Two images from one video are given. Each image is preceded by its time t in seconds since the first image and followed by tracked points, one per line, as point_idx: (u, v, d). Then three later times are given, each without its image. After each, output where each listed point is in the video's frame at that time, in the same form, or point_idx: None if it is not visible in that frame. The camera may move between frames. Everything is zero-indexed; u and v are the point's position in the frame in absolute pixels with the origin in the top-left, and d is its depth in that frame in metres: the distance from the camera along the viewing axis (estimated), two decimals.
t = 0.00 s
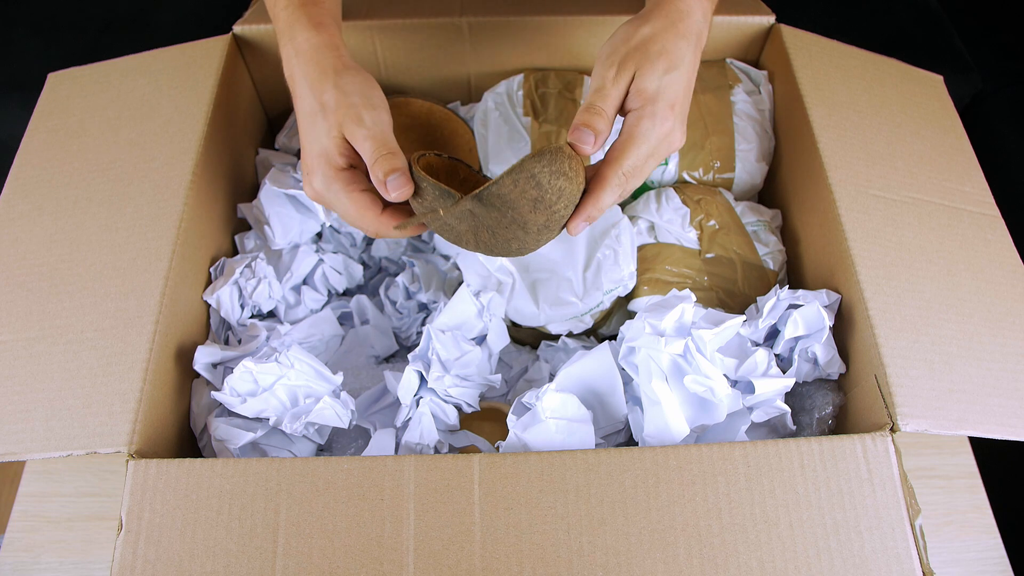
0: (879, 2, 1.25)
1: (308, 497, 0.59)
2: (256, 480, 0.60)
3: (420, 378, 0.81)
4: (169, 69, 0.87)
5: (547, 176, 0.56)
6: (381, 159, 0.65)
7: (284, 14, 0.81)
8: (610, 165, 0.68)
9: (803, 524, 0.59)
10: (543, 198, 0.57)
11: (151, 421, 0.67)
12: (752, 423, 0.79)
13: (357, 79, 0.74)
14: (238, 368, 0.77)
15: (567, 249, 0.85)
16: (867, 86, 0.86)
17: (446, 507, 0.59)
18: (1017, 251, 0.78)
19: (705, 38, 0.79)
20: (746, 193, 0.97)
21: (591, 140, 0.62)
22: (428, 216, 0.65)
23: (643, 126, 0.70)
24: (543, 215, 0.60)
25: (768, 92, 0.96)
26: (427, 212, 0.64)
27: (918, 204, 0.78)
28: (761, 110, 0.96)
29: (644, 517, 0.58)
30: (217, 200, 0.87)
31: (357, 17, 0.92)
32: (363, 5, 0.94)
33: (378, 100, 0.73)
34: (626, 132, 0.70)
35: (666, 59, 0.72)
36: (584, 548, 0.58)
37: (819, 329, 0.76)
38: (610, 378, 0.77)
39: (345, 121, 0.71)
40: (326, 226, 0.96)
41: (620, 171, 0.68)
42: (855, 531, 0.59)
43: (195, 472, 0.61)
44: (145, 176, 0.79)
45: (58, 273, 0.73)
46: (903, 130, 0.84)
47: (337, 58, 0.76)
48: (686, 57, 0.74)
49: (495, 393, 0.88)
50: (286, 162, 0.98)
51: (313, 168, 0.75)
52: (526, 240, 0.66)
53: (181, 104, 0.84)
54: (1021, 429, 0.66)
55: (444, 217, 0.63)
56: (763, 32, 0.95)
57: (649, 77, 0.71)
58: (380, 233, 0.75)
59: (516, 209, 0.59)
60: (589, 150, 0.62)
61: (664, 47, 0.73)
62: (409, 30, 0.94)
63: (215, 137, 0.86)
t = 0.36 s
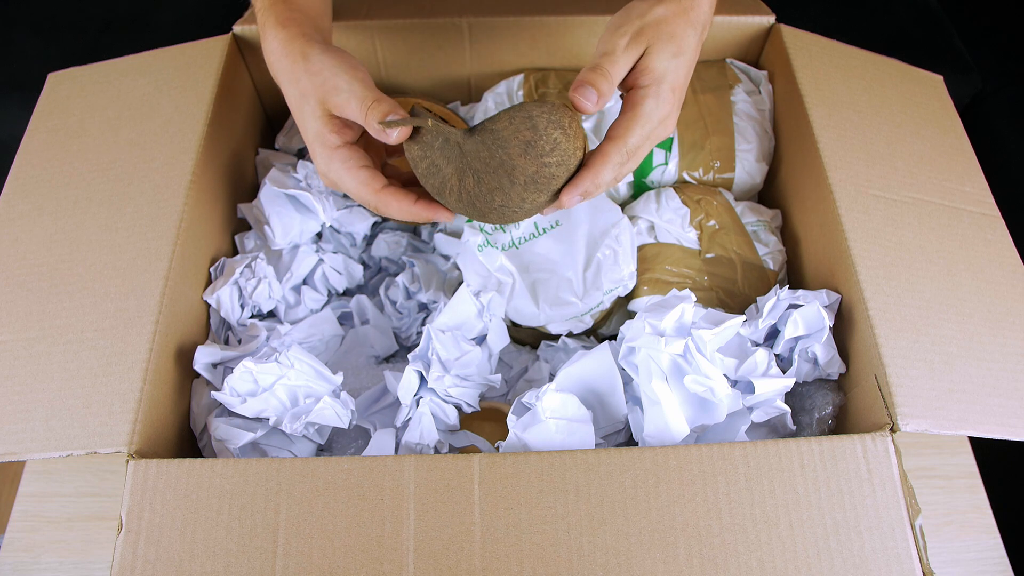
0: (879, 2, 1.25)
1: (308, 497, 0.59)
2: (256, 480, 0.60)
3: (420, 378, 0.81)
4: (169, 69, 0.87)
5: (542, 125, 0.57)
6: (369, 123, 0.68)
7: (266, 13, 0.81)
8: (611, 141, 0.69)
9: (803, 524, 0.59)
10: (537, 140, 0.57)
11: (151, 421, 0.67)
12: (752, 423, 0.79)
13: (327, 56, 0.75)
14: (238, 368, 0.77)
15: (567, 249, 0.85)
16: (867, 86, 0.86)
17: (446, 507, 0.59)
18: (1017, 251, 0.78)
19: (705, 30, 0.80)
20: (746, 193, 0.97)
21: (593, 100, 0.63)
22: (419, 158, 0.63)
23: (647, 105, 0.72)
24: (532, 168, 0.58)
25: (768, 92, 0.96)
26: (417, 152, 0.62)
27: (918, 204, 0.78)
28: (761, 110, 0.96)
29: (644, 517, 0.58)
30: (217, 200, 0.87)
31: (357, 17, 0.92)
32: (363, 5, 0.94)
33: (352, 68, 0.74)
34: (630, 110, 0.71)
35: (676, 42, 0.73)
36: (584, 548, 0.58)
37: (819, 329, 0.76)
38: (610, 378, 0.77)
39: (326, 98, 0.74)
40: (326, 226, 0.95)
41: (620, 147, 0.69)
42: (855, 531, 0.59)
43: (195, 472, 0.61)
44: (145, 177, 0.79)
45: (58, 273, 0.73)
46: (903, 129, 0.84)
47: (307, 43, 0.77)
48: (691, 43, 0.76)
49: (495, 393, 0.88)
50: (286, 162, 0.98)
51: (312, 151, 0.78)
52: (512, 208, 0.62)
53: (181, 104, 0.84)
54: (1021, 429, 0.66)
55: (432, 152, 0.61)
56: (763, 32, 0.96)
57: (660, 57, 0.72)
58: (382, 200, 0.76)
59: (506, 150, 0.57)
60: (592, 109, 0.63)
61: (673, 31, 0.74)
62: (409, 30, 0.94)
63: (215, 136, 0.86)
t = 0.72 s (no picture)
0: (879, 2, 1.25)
1: (308, 497, 0.59)
2: (256, 479, 0.60)
3: (420, 378, 0.81)
4: (169, 68, 0.87)
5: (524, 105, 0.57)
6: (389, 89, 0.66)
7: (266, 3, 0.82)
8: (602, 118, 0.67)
9: (803, 524, 0.59)
10: (520, 113, 0.57)
11: (151, 421, 0.67)
12: (752, 423, 0.79)
13: (333, 37, 0.75)
14: (238, 368, 0.77)
15: (567, 248, 0.85)
16: (867, 85, 0.86)
17: (446, 507, 0.59)
18: (1016, 251, 0.78)
19: (694, 11, 0.79)
20: (746, 193, 0.97)
21: (575, 70, 0.61)
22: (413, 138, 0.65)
23: (636, 82, 0.70)
24: (518, 143, 0.58)
25: (768, 92, 0.96)
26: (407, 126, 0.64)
27: (918, 204, 0.78)
28: (761, 110, 0.96)
29: (645, 517, 0.58)
30: (217, 200, 0.87)
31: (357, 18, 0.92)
32: (363, 5, 0.94)
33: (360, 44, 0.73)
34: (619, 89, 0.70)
35: (663, 20, 0.72)
36: (584, 548, 0.58)
37: (819, 329, 0.76)
38: (609, 377, 0.77)
39: (337, 75, 0.74)
40: (326, 226, 0.95)
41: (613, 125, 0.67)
42: (855, 531, 0.59)
43: (195, 472, 0.61)
44: (145, 177, 0.79)
45: (58, 273, 0.73)
46: (903, 129, 0.84)
47: (309, 27, 0.78)
48: (680, 24, 0.75)
49: (495, 393, 0.88)
50: (285, 162, 0.98)
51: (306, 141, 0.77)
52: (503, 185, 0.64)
53: (181, 104, 0.84)
54: (1021, 429, 0.66)
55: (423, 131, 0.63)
56: (763, 32, 0.96)
57: (646, 35, 0.71)
58: (392, 185, 0.75)
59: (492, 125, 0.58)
60: (574, 79, 0.61)
61: (660, 10, 0.73)
62: (409, 30, 0.94)
63: (215, 136, 0.86)
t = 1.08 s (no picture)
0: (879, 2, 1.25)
1: (308, 497, 0.59)
2: (256, 479, 0.60)
3: (420, 378, 0.81)
4: (169, 68, 0.87)
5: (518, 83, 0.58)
6: (369, 74, 0.65)
7: None
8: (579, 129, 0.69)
9: (803, 524, 0.59)
10: (519, 95, 0.58)
11: (151, 421, 0.67)
12: (752, 423, 0.79)
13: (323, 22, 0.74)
14: (238, 368, 0.77)
15: (566, 248, 0.85)
16: (867, 85, 0.86)
17: (446, 507, 0.59)
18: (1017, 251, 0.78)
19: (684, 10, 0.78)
20: (746, 193, 0.97)
21: (558, 50, 0.58)
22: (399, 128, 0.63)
23: (621, 91, 0.71)
24: (517, 123, 0.60)
25: (768, 92, 0.96)
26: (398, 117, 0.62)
27: (918, 204, 0.78)
28: (761, 110, 0.96)
29: (645, 517, 0.58)
30: (217, 200, 0.87)
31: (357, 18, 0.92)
32: (363, 5, 0.94)
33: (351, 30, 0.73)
34: (604, 97, 0.71)
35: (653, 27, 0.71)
36: (584, 548, 0.58)
37: (819, 329, 0.76)
38: (610, 377, 0.77)
39: (325, 59, 0.72)
40: (327, 227, 0.95)
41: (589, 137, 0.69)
42: (855, 531, 0.59)
43: (195, 472, 0.60)
44: (146, 177, 0.79)
45: (58, 273, 0.73)
46: (903, 129, 0.84)
47: (299, 12, 0.77)
48: (670, 29, 0.74)
49: (495, 393, 0.88)
50: (285, 162, 0.98)
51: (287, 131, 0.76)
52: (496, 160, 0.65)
53: (181, 104, 0.84)
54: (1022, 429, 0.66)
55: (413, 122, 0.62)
56: (763, 32, 0.95)
57: (635, 41, 0.70)
58: (381, 168, 0.74)
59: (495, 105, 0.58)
60: (556, 60, 0.59)
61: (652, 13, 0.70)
62: (409, 30, 0.94)
63: (215, 137, 0.86)
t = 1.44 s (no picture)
0: (879, 2, 1.25)
1: (308, 497, 0.59)
2: (256, 479, 0.60)
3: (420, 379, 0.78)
4: (169, 68, 0.87)
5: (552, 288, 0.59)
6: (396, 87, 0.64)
7: None
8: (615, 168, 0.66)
9: (803, 524, 0.58)
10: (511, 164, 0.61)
11: (150, 421, 0.67)
12: (753, 424, 0.78)
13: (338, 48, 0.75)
14: (238, 368, 0.77)
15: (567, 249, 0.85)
16: (867, 86, 0.86)
17: (446, 507, 0.59)
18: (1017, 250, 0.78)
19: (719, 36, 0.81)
20: (746, 193, 0.97)
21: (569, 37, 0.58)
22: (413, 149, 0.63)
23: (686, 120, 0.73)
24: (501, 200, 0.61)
25: (768, 92, 0.96)
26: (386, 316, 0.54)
27: (918, 204, 0.78)
28: (762, 110, 0.95)
29: (645, 517, 0.58)
30: (217, 200, 0.87)
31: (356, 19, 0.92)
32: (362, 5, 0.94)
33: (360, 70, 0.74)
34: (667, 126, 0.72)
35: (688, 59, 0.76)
36: (584, 548, 0.58)
37: (819, 329, 0.76)
38: (609, 377, 0.78)
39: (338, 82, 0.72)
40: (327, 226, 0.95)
41: (631, 177, 0.65)
42: (856, 531, 0.59)
43: (195, 472, 0.60)
44: (146, 177, 0.79)
45: (58, 273, 0.73)
46: (903, 129, 0.84)
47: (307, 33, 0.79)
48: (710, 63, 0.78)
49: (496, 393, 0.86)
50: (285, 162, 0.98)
51: (281, 138, 0.75)
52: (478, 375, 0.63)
53: (181, 105, 0.84)
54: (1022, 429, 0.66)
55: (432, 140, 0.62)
56: (763, 32, 0.95)
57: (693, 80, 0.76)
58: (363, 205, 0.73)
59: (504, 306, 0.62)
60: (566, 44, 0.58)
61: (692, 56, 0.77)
62: (409, 30, 0.93)
63: (215, 137, 0.86)
